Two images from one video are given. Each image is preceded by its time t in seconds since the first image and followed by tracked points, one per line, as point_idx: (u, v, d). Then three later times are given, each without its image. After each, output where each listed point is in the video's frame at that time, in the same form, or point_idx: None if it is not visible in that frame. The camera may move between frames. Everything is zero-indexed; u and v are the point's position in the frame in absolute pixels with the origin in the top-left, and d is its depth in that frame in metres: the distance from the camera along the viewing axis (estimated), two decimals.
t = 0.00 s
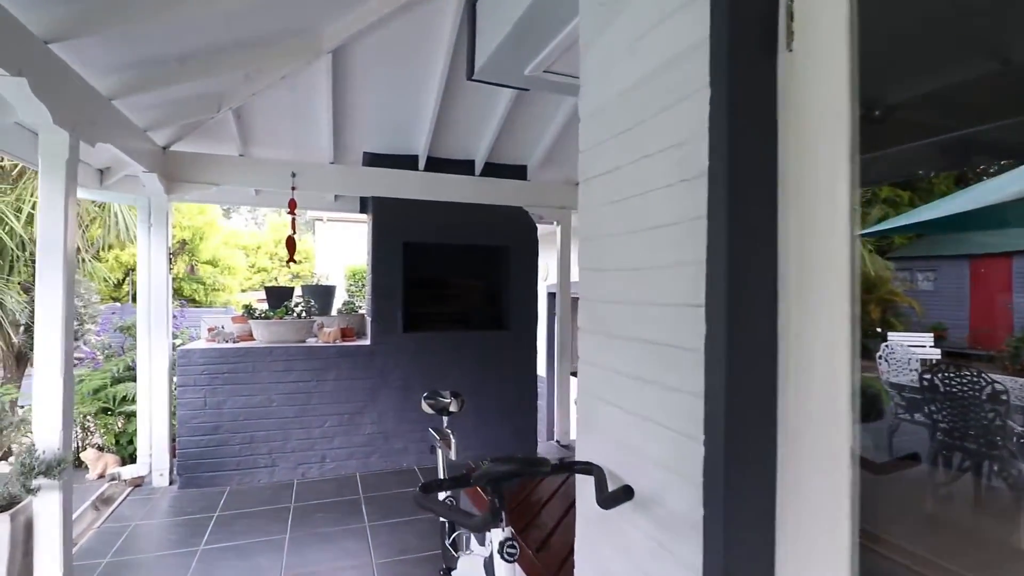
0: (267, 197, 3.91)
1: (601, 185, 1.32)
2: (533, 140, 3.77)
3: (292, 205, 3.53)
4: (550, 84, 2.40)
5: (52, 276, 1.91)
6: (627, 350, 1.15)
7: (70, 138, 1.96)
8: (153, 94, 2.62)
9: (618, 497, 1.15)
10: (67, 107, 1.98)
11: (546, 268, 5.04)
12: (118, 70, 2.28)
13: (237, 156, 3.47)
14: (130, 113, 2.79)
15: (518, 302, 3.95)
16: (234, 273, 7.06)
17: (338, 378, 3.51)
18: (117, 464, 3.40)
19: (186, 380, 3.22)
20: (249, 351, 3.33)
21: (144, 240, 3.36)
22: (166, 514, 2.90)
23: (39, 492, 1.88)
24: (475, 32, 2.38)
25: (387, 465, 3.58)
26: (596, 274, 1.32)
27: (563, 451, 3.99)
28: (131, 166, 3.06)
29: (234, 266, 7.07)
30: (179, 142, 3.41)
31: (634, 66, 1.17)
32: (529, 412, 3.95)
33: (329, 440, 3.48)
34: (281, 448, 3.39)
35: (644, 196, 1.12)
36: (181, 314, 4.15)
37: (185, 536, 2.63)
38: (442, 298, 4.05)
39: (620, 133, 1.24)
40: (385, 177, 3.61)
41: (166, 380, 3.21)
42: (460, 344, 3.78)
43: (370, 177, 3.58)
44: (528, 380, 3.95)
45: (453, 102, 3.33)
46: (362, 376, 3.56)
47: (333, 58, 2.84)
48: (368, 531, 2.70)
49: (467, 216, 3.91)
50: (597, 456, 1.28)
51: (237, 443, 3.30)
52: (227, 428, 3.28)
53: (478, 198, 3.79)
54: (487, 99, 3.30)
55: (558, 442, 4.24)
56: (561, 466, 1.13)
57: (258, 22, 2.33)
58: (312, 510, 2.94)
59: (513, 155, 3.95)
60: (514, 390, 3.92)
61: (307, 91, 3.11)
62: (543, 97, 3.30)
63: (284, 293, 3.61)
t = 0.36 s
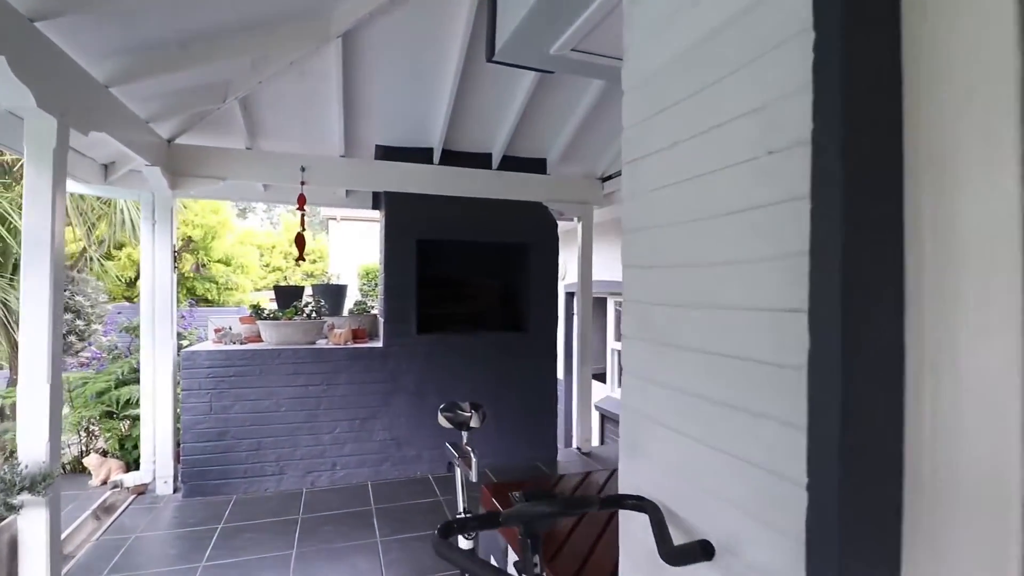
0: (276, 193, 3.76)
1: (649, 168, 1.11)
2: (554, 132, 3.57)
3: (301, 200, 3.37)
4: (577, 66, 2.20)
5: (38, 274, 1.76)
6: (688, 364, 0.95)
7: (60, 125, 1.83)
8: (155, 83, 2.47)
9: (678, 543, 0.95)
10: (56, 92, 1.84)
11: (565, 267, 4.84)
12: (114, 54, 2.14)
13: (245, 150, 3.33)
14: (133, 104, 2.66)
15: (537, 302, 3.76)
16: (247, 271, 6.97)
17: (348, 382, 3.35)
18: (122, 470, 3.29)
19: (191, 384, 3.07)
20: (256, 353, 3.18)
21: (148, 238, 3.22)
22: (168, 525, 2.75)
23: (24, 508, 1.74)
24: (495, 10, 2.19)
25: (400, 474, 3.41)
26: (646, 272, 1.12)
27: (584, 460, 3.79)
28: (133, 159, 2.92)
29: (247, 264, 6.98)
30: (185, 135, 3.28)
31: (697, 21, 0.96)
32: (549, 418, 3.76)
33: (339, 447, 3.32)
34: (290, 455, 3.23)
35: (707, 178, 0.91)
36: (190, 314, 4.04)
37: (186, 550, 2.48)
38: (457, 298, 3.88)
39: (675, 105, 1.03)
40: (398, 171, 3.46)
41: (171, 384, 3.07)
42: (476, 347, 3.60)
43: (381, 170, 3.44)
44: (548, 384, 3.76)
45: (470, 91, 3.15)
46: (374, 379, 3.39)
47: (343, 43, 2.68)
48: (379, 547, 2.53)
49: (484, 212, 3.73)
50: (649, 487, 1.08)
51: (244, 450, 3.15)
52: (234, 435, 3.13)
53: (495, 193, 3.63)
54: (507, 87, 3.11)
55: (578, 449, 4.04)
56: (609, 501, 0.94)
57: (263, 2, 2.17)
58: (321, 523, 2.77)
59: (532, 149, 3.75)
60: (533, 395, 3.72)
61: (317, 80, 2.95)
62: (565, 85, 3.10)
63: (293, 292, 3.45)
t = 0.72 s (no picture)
0: (279, 188, 3.59)
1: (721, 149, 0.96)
2: (571, 123, 3.36)
3: (304, 195, 3.20)
4: (604, 45, 2.00)
5: (8, 273, 1.59)
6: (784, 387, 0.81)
7: (34, 110, 1.65)
8: (146, 68, 2.30)
9: None
10: (31, 73, 1.67)
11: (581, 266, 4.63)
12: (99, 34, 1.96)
13: (245, 142, 3.16)
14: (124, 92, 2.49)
15: (553, 303, 3.56)
16: (253, 271, 6.81)
17: (354, 388, 3.17)
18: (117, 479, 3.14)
19: (187, 390, 2.91)
20: (257, 357, 3.01)
21: (142, 236, 3.06)
22: (163, 541, 2.58)
23: None
24: None
25: (408, 485, 3.23)
26: (717, 271, 0.96)
27: (603, 470, 3.59)
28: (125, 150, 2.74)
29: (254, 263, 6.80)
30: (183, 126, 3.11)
31: None
32: (565, 425, 3.56)
33: (345, 456, 3.14)
34: (292, 466, 3.06)
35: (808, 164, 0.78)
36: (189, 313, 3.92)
37: (180, 571, 2.31)
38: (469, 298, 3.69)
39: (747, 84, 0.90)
40: (408, 164, 3.31)
41: (168, 391, 2.90)
42: (489, 351, 3.40)
43: (389, 164, 3.29)
44: (565, 390, 3.56)
45: (483, 79, 2.96)
46: (382, 385, 3.21)
47: (348, 25, 2.49)
48: (386, 568, 2.34)
49: (497, 208, 3.53)
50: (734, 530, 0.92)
51: (243, 460, 2.98)
52: (233, 443, 2.96)
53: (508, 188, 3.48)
54: (522, 74, 2.91)
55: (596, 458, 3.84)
56: (676, 560, 0.79)
57: None
58: (324, 540, 2.59)
59: (548, 142, 3.55)
60: (549, 402, 3.53)
61: (320, 66, 2.76)
62: (585, 71, 2.89)
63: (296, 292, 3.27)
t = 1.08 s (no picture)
0: (282, 187, 3.41)
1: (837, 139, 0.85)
2: (590, 116, 3.16)
3: (307, 195, 3.01)
4: (637, 25, 1.80)
5: None
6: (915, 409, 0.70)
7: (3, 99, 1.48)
8: (136, 57, 2.13)
9: None
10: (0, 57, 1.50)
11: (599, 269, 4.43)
12: (80, 19, 1.80)
13: (245, 138, 2.98)
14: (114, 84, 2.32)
15: (571, 308, 3.36)
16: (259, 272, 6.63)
17: (361, 399, 2.98)
18: (111, 495, 2.97)
19: (183, 403, 2.74)
20: (258, 366, 2.83)
21: (135, 238, 2.88)
22: (156, 565, 2.41)
23: None
24: None
25: (418, 502, 3.04)
26: (821, 284, 0.87)
27: (624, 485, 3.38)
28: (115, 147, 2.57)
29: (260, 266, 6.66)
30: (179, 121, 2.92)
31: None
32: (584, 438, 3.36)
33: (351, 472, 2.95)
34: (295, 483, 2.88)
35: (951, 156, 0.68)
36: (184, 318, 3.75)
37: None
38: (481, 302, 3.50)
39: (865, 72, 0.80)
40: (417, 161, 3.12)
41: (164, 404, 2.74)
42: (504, 359, 3.20)
43: (398, 162, 3.10)
44: (583, 401, 3.36)
45: (498, 68, 2.76)
46: (390, 396, 3.02)
47: (353, 7, 2.30)
48: None
49: (511, 207, 3.33)
50: None
51: (243, 477, 2.80)
52: (232, 459, 2.79)
53: (524, 186, 3.27)
54: (541, 62, 2.71)
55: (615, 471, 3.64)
56: None
57: None
58: (328, 565, 2.40)
59: (566, 137, 3.35)
60: (567, 413, 3.33)
61: (324, 56, 2.59)
62: (607, 59, 2.69)
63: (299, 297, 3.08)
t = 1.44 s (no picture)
0: (289, 184, 3.26)
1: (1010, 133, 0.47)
2: (613, 107, 2.97)
3: (313, 191, 2.85)
4: None
5: None
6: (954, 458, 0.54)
7: None
8: (125, 40, 1.98)
9: None
10: None
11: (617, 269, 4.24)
12: None
13: (247, 132, 2.83)
14: (108, 73, 2.19)
15: (591, 311, 3.17)
16: (266, 272, 6.47)
17: (369, 407, 2.82)
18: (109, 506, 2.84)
19: (183, 412, 2.62)
20: (262, 373, 2.70)
21: (134, 237, 2.76)
22: None
23: None
24: None
25: (430, 517, 2.88)
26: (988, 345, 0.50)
27: (647, 498, 3.19)
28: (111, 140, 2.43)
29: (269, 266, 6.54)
30: (180, 114, 2.79)
31: None
32: (604, 448, 3.17)
33: (358, 485, 2.79)
34: (300, 496, 2.73)
35: None
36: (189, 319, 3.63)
37: None
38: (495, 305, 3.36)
39: None
40: (427, 156, 2.96)
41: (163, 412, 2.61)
42: (520, 365, 3.03)
43: (408, 157, 2.94)
44: (603, 409, 3.17)
45: (515, 56, 2.58)
46: (401, 404, 2.85)
47: None
48: None
49: (527, 205, 3.15)
50: None
51: (245, 489, 2.66)
52: (233, 471, 2.65)
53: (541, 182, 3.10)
54: (562, 48, 2.53)
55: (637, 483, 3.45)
56: None
57: None
58: None
59: (585, 130, 3.16)
60: (587, 422, 3.14)
61: (329, 43, 2.44)
62: (630, 46, 2.51)
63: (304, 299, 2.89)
